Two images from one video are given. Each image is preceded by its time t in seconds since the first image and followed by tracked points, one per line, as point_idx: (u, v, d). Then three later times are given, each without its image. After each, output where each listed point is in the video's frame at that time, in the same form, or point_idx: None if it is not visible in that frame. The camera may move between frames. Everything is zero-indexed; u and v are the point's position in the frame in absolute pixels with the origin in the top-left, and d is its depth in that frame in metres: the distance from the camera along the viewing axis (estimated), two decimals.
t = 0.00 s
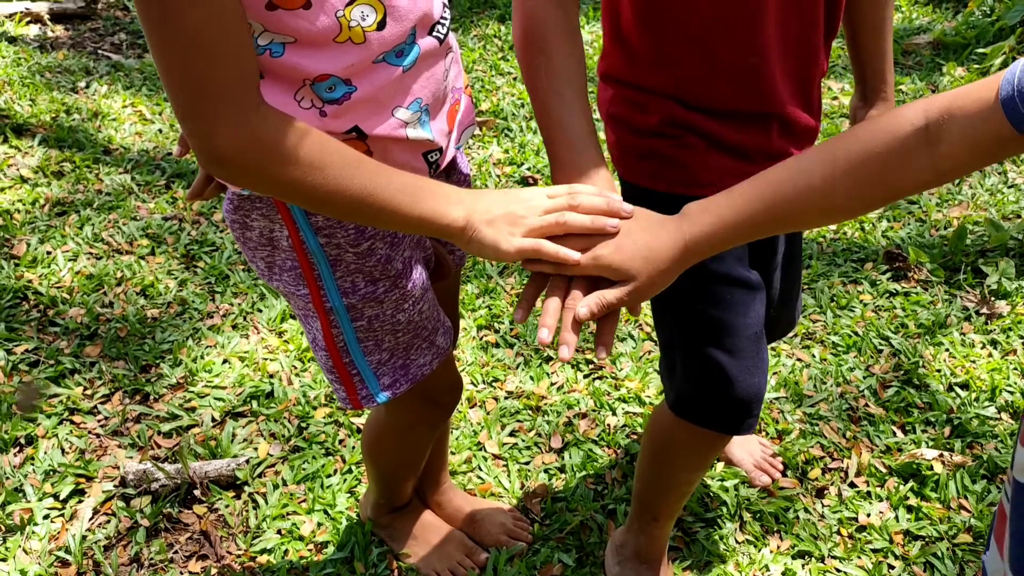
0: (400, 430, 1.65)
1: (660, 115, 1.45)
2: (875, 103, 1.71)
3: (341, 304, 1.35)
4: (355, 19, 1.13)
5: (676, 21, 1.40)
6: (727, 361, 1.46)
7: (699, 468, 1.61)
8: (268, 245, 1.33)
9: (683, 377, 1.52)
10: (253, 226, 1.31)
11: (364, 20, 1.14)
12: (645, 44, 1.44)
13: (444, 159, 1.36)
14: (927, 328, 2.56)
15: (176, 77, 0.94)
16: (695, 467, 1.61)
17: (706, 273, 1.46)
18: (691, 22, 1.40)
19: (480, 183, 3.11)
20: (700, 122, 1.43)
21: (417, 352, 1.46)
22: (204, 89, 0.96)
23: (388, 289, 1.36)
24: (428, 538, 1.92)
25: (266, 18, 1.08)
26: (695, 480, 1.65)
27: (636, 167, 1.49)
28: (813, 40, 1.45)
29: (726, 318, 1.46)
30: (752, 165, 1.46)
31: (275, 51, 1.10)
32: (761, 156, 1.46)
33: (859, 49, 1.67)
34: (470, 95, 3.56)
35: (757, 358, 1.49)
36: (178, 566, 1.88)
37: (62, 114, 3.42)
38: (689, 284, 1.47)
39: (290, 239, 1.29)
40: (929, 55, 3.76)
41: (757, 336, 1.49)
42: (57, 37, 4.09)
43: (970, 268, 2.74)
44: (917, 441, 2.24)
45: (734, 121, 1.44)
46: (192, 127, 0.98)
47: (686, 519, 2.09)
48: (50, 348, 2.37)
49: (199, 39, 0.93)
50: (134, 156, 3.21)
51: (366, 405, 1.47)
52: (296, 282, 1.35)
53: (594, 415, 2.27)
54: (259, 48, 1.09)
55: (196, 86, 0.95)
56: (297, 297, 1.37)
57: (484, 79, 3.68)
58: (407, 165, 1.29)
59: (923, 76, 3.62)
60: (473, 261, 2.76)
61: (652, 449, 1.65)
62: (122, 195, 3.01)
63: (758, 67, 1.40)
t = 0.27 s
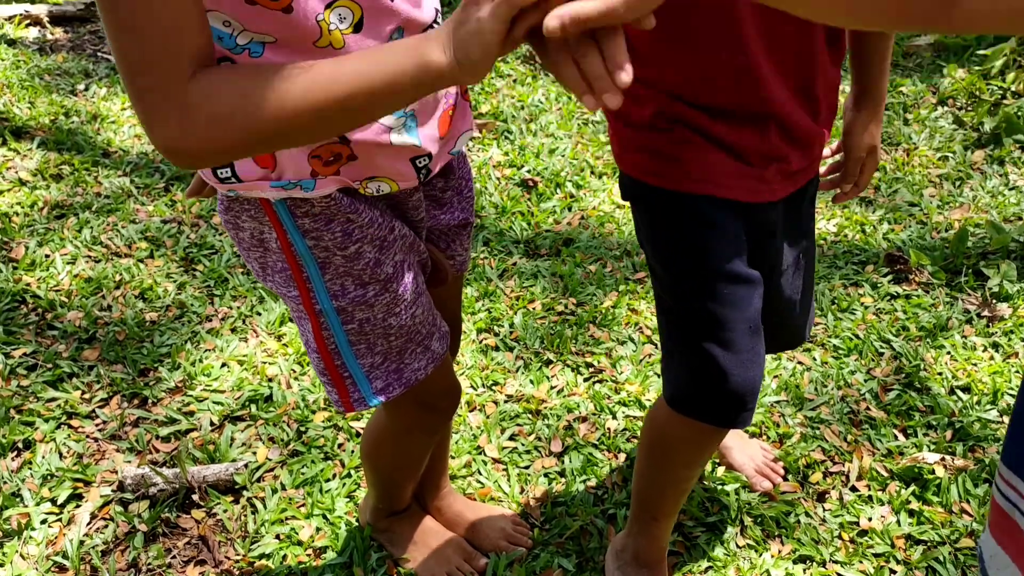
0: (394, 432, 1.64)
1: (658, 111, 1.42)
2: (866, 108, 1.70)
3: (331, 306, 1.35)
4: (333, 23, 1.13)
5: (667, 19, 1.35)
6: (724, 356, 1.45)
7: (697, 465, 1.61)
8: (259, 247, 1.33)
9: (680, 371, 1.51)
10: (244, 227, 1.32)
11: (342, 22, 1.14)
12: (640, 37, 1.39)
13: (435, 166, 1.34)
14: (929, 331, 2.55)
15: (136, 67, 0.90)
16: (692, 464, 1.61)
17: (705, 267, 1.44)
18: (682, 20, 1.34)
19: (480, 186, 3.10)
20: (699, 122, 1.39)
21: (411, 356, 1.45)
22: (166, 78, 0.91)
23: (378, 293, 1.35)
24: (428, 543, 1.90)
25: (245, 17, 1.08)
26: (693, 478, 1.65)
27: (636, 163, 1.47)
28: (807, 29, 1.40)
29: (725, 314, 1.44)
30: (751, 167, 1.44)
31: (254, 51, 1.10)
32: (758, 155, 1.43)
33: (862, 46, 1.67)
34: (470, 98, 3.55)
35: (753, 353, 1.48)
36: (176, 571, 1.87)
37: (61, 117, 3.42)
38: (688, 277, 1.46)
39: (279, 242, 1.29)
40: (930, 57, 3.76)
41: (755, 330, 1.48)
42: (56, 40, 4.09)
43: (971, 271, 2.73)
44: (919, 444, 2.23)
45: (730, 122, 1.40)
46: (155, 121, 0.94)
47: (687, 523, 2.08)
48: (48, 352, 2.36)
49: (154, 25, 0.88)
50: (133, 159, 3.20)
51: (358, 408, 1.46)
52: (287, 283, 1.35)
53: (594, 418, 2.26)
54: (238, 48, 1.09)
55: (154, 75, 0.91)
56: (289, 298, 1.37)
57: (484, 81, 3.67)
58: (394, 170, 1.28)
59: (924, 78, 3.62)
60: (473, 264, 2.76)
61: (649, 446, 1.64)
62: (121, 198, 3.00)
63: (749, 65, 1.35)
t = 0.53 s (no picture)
0: (395, 433, 1.63)
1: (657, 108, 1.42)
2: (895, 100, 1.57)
3: (339, 307, 1.32)
4: (345, 29, 1.12)
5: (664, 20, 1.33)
6: (705, 353, 1.44)
7: (684, 463, 1.60)
8: (263, 251, 1.31)
9: (663, 365, 1.49)
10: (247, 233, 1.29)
11: (351, 26, 1.12)
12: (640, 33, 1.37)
13: (433, 156, 1.33)
14: (929, 335, 2.54)
15: (154, 84, 0.88)
16: (681, 462, 1.59)
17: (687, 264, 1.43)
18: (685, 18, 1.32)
19: (479, 189, 3.09)
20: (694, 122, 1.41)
21: (415, 352, 1.44)
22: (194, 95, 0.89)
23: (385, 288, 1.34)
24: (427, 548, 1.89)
25: (261, 31, 1.08)
26: (683, 476, 1.63)
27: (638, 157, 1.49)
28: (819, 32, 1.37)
29: (705, 310, 1.44)
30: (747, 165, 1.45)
31: (270, 63, 1.10)
32: (755, 155, 1.44)
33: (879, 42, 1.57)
34: (469, 101, 3.55)
35: (735, 350, 1.46)
36: None
37: (59, 120, 3.41)
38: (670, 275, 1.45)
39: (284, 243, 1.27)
40: (930, 60, 3.75)
41: (740, 327, 1.46)
42: (54, 42, 4.08)
43: (971, 274, 2.72)
44: (919, 450, 2.22)
45: (726, 122, 1.41)
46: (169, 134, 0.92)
47: (686, 529, 2.07)
48: (44, 357, 2.35)
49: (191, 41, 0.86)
50: (130, 162, 3.19)
51: (368, 408, 1.45)
52: (292, 286, 1.32)
53: (593, 423, 2.25)
54: (255, 60, 1.10)
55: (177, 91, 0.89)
56: (294, 302, 1.35)
57: (482, 83, 3.66)
58: (399, 162, 1.27)
59: (923, 80, 3.61)
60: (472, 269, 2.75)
61: (638, 444, 1.63)
62: (119, 202, 2.99)
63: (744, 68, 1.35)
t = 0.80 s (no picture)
0: (395, 434, 1.61)
1: (659, 108, 1.42)
2: (902, 107, 1.64)
3: (339, 307, 1.31)
4: (346, 25, 1.10)
5: (665, 19, 1.36)
6: (714, 356, 1.41)
7: (691, 466, 1.58)
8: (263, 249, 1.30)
9: (672, 368, 1.46)
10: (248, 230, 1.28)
11: (353, 22, 1.11)
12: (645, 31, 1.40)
13: (436, 157, 1.32)
14: (929, 335, 2.53)
15: (148, 80, 0.91)
16: (686, 465, 1.58)
17: (698, 264, 1.42)
18: (685, 16, 1.34)
19: (477, 189, 3.08)
20: (693, 121, 1.40)
21: (417, 355, 1.42)
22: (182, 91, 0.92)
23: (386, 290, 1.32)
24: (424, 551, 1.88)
25: (259, 26, 1.05)
26: (687, 479, 1.61)
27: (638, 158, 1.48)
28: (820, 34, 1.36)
29: (716, 313, 1.41)
30: (748, 167, 1.43)
31: (267, 58, 1.08)
32: (758, 156, 1.43)
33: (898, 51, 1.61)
34: (468, 100, 3.53)
35: (745, 355, 1.43)
36: None
37: (56, 121, 3.40)
38: (680, 275, 1.43)
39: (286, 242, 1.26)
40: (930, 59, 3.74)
41: (749, 332, 1.44)
42: (52, 42, 4.07)
43: (972, 274, 2.71)
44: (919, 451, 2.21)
45: (727, 120, 1.40)
46: (159, 132, 0.95)
47: (686, 532, 2.06)
48: (41, 359, 2.34)
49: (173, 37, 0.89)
50: (128, 162, 3.18)
51: (367, 410, 1.44)
52: (293, 286, 1.31)
53: (593, 425, 2.24)
54: (252, 56, 1.07)
55: (164, 90, 0.91)
56: (294, 301, 1.34)
57: (482, 83, 3.65)
58: (401, 163, 1.26)
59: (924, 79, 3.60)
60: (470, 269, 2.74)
61: (644, 446, 1.61)
62: (116, 203, 2.98)
63: (745, 67, 1.35)
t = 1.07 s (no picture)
0: (395, 440, 1.60)
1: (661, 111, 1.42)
2: (904, 114, 1.64)
3: (338, 314, 1.30)
4: (345, 26, 1.09)
5: (666, 20, 1.35)
6: (721, 365, 1.40)
7: (694, 473, 1.58)
8: (262, 256, 1.28)
9: (677, 376, 1.45)
10: (247, 236, 1.26)
11: (353, 24, 1.10)
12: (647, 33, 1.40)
13: (439, 164, 1.31)
14: (931, 334, 2.52)
15: (144, 80, 0.90)
16: (690, 472, 1.57)
17: (707, 272, 1.41)
18: (686, 17, 1.33)
19: (478, 188, 3.07)
20: (696, 123, 1.40)
21: (417, 362, 1.42)
22: (178, 90, 0.92)
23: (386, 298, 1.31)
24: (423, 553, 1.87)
25: (255, 26, 1.04)
26: (690, 486, 1.61)
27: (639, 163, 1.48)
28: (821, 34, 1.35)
29: (722, 320, 1.40)
30: (751, 170, 1.42)
31: (264, 60, 1.06)
32: (760, 159, 1.42)
33: (898, 59, 1.63)
34: (468, 98, 3.52)
35: (750, 361, 1.43)
36: None
37: (55, 119, 3.39)
38: (684, 281, 1.42)
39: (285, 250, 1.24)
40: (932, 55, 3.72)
41: (754, 339, 1.43)
42: (52, 40, 4.06)
43: (974, 272, 2.70)
44: (922, 450, 2.20)
45: (729, 122, 1.39)
46: (158, 130, 0.95)
47: (687, 532, 2.05)
48: (40, 360, 2.34)
49: (168, 38, 0.88)
50: (127, 161, 3.17)
51: (366, 417, 1.43)
52: (292, 292, 1.30)
53: (593, 425, 2.23)
54: (250, 57, 1.06)
55: (161, 89, 0.91)
56: (293, 307, 1.32)
57: (482, 80, 3.63)
58: (403, 170, 1.25)
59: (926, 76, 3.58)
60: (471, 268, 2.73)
61: (647, 452, 1.61)
62: (115, 202, 2.97)
63: (748, 67, 1.33)
